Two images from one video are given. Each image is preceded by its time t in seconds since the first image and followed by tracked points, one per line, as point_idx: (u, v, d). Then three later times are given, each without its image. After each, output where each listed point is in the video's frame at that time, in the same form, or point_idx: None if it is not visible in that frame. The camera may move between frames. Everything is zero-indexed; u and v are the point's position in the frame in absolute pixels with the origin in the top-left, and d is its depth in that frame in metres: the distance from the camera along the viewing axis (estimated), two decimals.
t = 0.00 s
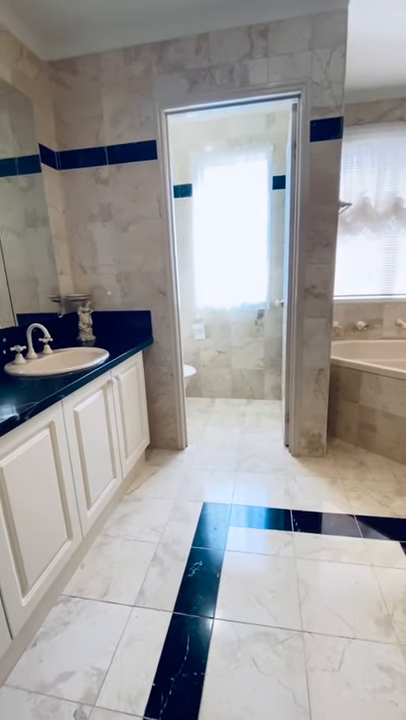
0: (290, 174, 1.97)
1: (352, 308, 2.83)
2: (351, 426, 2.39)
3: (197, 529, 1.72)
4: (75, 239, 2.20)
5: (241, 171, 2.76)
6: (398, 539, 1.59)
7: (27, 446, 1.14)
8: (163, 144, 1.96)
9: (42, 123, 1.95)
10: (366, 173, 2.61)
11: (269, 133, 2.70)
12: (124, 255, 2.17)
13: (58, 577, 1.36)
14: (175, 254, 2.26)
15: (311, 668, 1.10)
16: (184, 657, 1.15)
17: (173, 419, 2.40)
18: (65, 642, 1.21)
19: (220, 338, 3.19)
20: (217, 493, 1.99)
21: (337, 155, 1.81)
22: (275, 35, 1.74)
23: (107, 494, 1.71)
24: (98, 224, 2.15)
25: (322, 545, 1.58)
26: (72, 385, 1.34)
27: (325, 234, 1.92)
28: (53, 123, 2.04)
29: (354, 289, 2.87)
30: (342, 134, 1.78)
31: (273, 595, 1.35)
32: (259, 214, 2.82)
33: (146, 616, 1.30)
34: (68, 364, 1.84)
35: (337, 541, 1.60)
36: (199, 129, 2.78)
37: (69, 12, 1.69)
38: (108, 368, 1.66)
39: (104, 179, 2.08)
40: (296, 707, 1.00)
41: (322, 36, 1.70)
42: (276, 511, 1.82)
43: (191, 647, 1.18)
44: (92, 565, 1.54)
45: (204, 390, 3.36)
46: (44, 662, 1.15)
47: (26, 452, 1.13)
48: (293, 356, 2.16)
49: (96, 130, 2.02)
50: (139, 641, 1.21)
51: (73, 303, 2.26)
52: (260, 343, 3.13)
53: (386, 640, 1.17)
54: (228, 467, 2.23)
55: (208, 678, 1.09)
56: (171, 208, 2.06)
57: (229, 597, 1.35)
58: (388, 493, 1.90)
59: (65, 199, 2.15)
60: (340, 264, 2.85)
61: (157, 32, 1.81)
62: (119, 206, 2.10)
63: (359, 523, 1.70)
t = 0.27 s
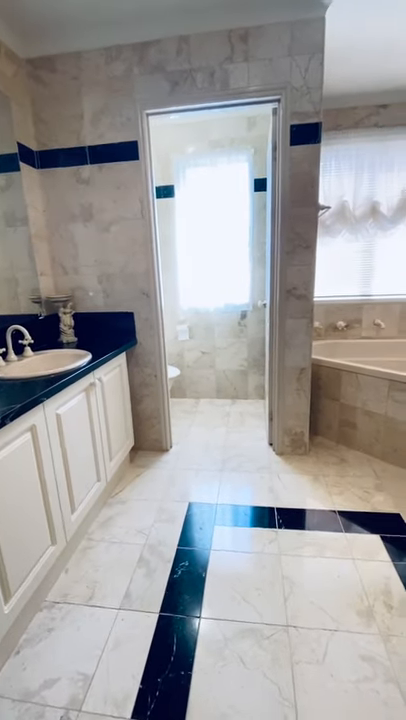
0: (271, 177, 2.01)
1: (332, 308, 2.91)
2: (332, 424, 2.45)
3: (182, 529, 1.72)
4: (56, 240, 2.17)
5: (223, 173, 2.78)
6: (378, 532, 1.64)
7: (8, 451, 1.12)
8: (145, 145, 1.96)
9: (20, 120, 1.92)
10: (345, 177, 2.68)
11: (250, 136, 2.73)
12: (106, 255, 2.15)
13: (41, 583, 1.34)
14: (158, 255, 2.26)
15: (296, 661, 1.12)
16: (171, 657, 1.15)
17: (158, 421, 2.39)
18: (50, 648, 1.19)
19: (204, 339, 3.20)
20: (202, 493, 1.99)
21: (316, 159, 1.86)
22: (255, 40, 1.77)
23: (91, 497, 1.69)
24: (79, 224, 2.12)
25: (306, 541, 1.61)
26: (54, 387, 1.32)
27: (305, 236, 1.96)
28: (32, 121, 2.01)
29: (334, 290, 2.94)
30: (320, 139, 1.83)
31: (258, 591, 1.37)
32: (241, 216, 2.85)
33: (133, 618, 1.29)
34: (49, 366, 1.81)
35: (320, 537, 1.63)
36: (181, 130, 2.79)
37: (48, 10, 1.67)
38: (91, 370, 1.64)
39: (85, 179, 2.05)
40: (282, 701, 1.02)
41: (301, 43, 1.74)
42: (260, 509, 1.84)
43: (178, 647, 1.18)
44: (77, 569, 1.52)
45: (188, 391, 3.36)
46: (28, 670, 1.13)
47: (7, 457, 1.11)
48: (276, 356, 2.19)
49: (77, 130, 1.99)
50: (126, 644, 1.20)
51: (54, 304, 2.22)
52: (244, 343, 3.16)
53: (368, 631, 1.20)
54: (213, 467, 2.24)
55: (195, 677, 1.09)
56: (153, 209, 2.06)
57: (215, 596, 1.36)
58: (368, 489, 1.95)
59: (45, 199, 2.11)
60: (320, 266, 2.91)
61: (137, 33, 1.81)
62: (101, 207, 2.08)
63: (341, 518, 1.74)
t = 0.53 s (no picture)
0: (252, 179, 2.03)
1: (313, 309, 2.97)
2: (314, 422, 2.50)
3: (167, 530, 1.72)
4: (35, 239, 2.13)
5: (204, 174, 2.79)
6: (358, 526, 1.68)
7: None
8: (125, 145, 1.95)
9: None
10: (324, 180, 2.74)
11: (231, 138, 2.75)
12: (87, 256, 2.13)
13: (22, 589, 1.31)
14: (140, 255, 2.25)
15: (280, 656, 1.14)
16: (156, 658, 1.15)
17: (141, 422, 2.38)
18: (32, 656, 1.17)
19: (187, 339, 3.20)
20: (187, 493, 2.00)
21: (295, 162, 1.89)
22: (234, 43, 1.79)
23: (73, 501, 1.67)
24: (59, 224, 2.09)
25: (289, 538, 1.63)
26: (34, 390, 1.30)
27: (285, 238, 2.00)
28: (9, 118, 1.96)
29: (314, 291, 3.00)
30: (299, 143, 1.86)
31: (242, 589, 1.38)
32: (223, 217, 2.87)
33: (117, 621, 1.28)
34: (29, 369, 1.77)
35: (303, 533, 1.66)
36: (162, 131, 2.79)
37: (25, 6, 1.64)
38: (73, 372, 1.62)
39: (65, 179, 2.03)
40: (266, 695, 1.03)
41: (279, 48, 1.77)
42: (244, 508, 1.86)
43: (163, 647, 1.18)
44: (59, 574, 1.50)
45: (172, 392, 3.36)
46: (9, 679, 1.11)
47: None
48: (258, 356, 2.22)
49: (56, 128, 1.96)
50: (110, 647, 1.19)
51: (34, 305, 2.18)
52: (227, 343, 3.18)
53: (349, 622, 1.23)
54: (197, 467, 2.25)
55: (180, 677, 1.10)
56: (135, 209, 2.05)
57: (200, 595, 1.37)
58: (349, 484, 2.00)
59: (24, 197, 2.07)
60: (301, 267, 2.96)
61: (117, 32, 1.80)
62: (81, 206, 2.06)
63: (323, 514, 1.78)
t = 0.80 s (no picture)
0: (234, 180, 2.05)
1: (295, 308, 3.02)
2: (297, 421, 2.53)
3: (152, 532, 1.71)
4: (13, 239, 2.08)
5: (186, 175, 2.80)
6: (340, 522, 1.72)
7: None
8: (106, 145, 1.93)
9: None
10: (304, 182, 2.78)
11: (213, 139, 2.77)
12: (68, 256, 2.09)
13: (3, 597, 1.28)
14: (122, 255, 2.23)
15: (264, 652, 1.15)
16: (141, 660, 1.15)
17: (125, 424, 2.36)
18: (13, 664, 1.15)
19: (171, 340, 3.20)
20: (172, 494, 1.99)
21: (275, 164, 1.92)
22: (215, 45, 1.80)
23: (55, 505, 1.64)
24: (39, 223, 2.05)
25: (273, 535, 1.65)
26: (13, 393, 1.27)
27: (267, 239, 2.02)
28: None
29: (296, 292, 3.04)
30: (279, 145, 1.89)
31: (227, 587, 1.39)
32: (206, 218, 2.88)
33: (101, 625, 1.27)
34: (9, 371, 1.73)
35: (286, 530, 1.69)
36: (144, 131, 2.78)
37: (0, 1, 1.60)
38: (54, 374, 1.60)
39: (44, 177, 1.99)
40: (251, 692, 1.05)
41: (259, 51, 1.79)
42: (229, 507, 1.87)
43: (148, 649, 1.18)
44: (42, 580, 1.47)
45: (156, 393, 3.34)
46: None
47: None
48: (242, 356, 2.24)
49: (34, 126, 1.93)
50: (94, 651, 1.18)
51: (13, 306, 2.13)
52: (211, 343, 3.19)
53: (331, 616, 1.26)
54: (182, 468, 2.25)
55: (165, 678, 1.10)
56: (116, 209, 2.03)
57: (185, 595, 1.37)
58: (331, 481, 2.04)
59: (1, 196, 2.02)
60: (283, 268, 3.00)
61: (96, 31, 1.78)
62: (61, 206, 2.03)
63: (306, 511, 1.81)
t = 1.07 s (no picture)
0: (216, 181, 2.05)
1: (279, 308, 3.07)
2: (281, 419, 2.57)
3: (137, 534, 1.70)
4: None
5: (169, 175, 2.79)
6: (323, 518, 1.75)
7: None
8: (87, 144, 1.91)
9: None
10: (286, 185, 2.80)
11: (196, 140, 2.77)
12: (49, 256, 2.06)
13: None
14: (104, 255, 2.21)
15: (249, 650, 1.16)
16: (126, 664, 1.14)
17: (109, 425, 2.33)
18: None
19: (156, 341, 3.18)
20: (157, 496, 1.98)
21: (257, 166, 1.94)
22: (196, 46, 1.80)
23: (37, 510, 1.61)
24: (18, 222, 2.01)
25: (257, 534, 1.67)
26: None
27: (250, 240, 2.04)
28: None
29: (279, 292, 3.08)
30: (261, 147, 1.91)
31: (213, 587, 1.40)
32: (189, 219, 2.88)
33: (86, 629, 1.25)
34: None
35: (271, 528, 1.70)
36: (126, 130, 2.76)
37: None
38: (34, 376, 1.57)
39: (24, 176, 1.95)
40: (236, 690, 1.05)
41: (240, 53, 1.81)
42: (214, 507, 1.87)
43: (133, 652, 1.17)
44: (24, 586, 1.44)
45: (141, 394, 3.32)
46: None
47: None
48: (226, 356, 2.25)
49: (13, 123, 1.88)
50: (78, 657, 1.16)
51: None
52: (196, 344, 3.19)
53: (315, 612, 1.28)
54: (167, 468, 2.24)
55: (150, 680, 1.09)
56: (98, 209, 2.01)
57: (170, 597, 1.36)
58: (314, 478, 2.08)
59: None
60: (266, 268, 3.04)
61: (77, 28, 1.76)
62: (41, 205, 1.99)
63: (290, 508, 1.83)
